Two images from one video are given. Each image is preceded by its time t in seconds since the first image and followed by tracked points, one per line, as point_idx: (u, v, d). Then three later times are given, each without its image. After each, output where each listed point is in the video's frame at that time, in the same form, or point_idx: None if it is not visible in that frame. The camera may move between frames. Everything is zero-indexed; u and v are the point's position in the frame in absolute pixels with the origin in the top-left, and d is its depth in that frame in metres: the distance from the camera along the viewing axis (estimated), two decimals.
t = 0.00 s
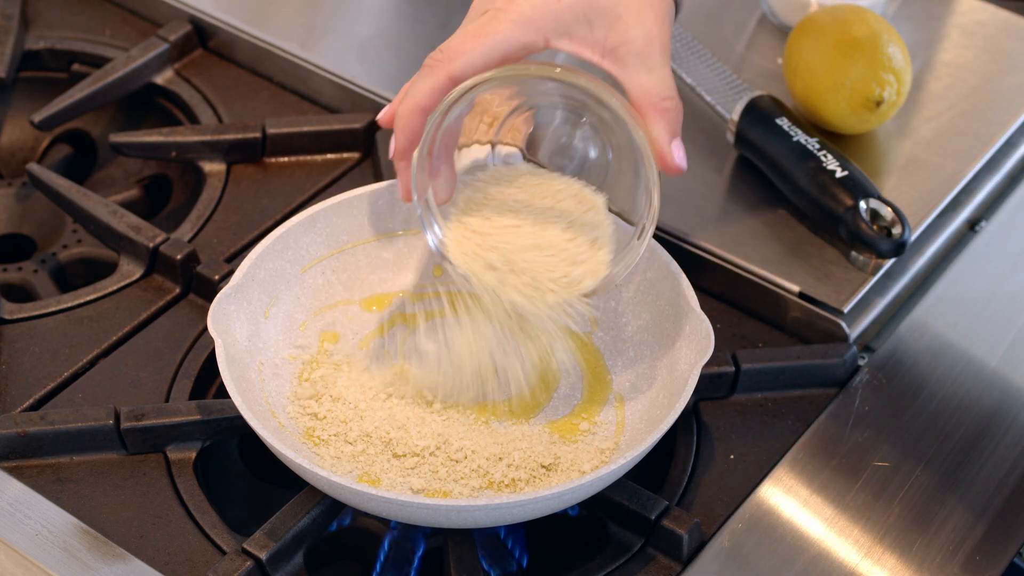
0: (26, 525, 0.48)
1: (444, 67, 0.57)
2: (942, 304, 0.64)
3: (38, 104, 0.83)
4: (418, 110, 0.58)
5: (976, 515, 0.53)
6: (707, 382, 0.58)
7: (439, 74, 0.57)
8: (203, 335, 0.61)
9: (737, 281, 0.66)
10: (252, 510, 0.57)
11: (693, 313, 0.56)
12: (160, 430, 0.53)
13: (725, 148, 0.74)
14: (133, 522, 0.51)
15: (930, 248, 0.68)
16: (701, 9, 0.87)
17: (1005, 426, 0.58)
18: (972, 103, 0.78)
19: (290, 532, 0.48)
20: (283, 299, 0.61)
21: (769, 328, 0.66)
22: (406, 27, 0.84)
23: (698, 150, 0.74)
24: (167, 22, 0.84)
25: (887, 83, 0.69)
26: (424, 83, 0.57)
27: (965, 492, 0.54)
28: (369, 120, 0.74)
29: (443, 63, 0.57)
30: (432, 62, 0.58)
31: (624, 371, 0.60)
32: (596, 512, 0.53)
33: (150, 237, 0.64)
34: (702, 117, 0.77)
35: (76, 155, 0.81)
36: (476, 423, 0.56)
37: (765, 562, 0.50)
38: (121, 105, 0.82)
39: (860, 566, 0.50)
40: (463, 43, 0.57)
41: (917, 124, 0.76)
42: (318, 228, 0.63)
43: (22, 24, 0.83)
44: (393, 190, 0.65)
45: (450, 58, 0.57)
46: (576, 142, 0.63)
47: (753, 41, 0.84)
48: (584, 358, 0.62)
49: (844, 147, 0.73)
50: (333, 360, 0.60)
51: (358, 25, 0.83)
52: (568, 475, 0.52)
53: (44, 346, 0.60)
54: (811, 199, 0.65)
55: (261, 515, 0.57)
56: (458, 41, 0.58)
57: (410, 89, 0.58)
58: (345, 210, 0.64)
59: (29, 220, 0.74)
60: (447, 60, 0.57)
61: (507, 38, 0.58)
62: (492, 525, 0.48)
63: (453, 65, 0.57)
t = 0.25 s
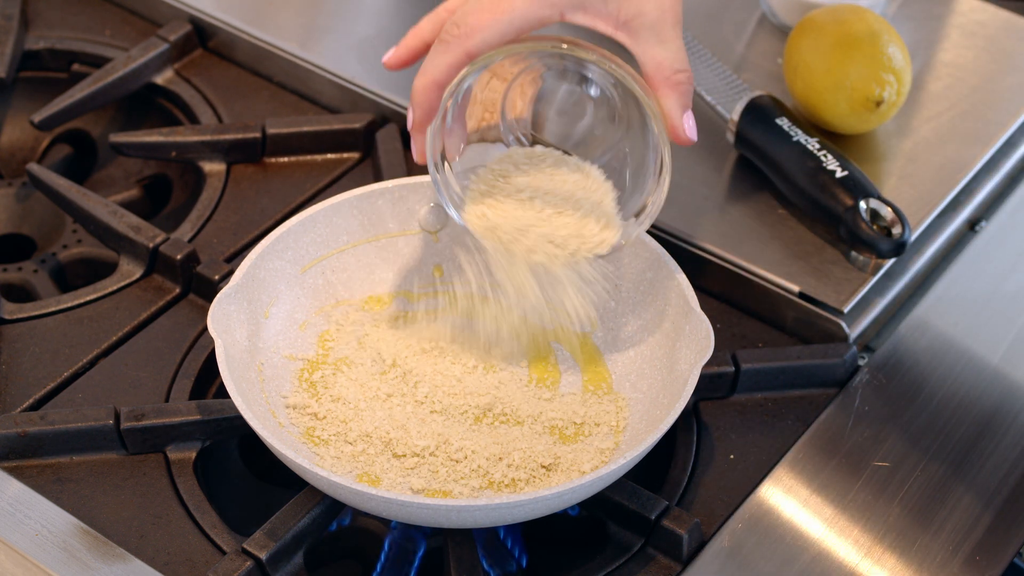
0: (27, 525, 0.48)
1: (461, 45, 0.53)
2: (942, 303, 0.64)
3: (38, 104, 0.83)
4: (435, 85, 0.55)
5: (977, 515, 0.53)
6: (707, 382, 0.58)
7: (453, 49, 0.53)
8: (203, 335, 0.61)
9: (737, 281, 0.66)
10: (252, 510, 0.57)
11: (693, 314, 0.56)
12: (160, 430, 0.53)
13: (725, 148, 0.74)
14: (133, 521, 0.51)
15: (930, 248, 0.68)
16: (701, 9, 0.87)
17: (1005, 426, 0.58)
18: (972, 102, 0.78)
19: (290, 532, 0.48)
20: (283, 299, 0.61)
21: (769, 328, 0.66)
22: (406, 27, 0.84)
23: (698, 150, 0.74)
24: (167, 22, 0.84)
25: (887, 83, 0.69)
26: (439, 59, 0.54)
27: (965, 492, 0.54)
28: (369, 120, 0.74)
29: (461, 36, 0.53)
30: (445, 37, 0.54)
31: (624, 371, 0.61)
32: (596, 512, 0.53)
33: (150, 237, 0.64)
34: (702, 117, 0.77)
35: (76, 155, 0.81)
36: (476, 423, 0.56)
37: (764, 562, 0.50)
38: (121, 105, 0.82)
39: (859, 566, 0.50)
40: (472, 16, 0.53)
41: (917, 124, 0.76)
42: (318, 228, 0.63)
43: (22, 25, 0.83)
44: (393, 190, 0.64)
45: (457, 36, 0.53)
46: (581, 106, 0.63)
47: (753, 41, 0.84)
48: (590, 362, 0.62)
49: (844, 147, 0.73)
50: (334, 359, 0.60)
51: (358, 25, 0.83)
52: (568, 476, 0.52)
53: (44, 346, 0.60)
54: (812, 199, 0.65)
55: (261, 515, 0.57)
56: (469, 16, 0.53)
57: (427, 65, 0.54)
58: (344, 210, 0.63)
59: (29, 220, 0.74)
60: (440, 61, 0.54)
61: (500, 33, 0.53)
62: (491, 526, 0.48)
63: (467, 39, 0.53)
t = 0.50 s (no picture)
0: (27, 525, 0.48)
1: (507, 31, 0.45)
2: (941, 304, 0.64)
3: (38, 104, 0.83)
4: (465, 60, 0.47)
5: (976, 515, 0.53)
6: (707, 382, 0.58)
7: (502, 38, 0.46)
8: (203, 335, 0.61)
9: (737, 281, 0.66)
10: (253, 510, 0.57)
11: (693, 313, 0.56)
12: (160, 430, 0.53)
13: (725, 148, 0.74)
14: (133, 521, 0.51)
15: (930, 248, 0.68)
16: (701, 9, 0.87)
17: (1005, 426, 0.58)
18: (972, 103, 0.78)
19: (290, 532, 0.48)
20: (283, 299, 0.61)
21: (769, 328, 0.66)
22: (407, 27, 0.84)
23: (698, 150, 0.74)
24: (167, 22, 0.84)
25: (887, 83, 0.69)
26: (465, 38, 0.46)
27: (965, 492, 0.54)
28: (369, 120, 0.74)
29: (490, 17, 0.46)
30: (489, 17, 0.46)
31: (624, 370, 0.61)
32: (596, 512, 0.53)
33: (150, 237, 0.64)
34: (702, 117, 0.77)
35: (76, 155, 0.81)
36: (476, 423, 0.56)
37: (764, 561, 0.50)
38: (121, 105, 0.82)
39: (859, 565, 0.50)
40: None
41: (917, 124, 0.76)
42: (318, 229, 0.63)
43: (22, 25, 0.83)
44: (393, 190, 0.64)
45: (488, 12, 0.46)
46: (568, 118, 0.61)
47: (753, 41, 0.84)
48: (593, 361, 0.61)
49: (844, 147, 0.73)
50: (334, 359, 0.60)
51: (358, 25, 0.83)
52: (568, 476, 0.52)
53: (44, 346, 0.60)
54: (812, 200, 0.65)
55: (261, 515, 0.57)
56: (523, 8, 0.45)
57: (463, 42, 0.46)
58: (345, 210, 0.63)
59: (29, 220, 0.74)
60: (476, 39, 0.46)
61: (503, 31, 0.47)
62: (491, 526, 0.48)
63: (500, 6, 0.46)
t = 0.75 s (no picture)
0: (26, 525, 0.48)
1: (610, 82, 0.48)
2: (941, 304, 0.64)
3: (38, 104, 0.83)
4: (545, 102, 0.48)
5: (976, 515, 0.53)
6: (707, 382, 0.58)
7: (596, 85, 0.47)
8: (203, 335, 0.61)
9: (737, 281, 0.66)
10: (253, 510, 0.57)
11: (693, 313, 0.56)
12: (160, 430, 0.53)
13: (725, 148, 0.74)
14: (133, 521, 0.51)
15: (930, 248, 0.68)
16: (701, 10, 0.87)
17: (1005, 426, 0.58)
18: (972, 102, 0.78)
19: (290, 532, 0.48)
20: (283, 299, 0.61)
21: (769, 328, 0.66)
22: (406, 27, 0.84)
23: (698, 150, 0.74)
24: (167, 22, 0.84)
25: (887, 83, 0.69)
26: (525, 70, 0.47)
27: (965, 491, 0.54)
28: (369, 119, 0.74)
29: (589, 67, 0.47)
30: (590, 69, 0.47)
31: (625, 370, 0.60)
32: (596, 512, 0.53)
33: (150, 237, 0.64)
34: (702, 117, 0.77)
35: (76, 155, 0.81)
36: (477, 423, 0.56)
37: (764, 562, 0.50)
38: (121, 105, 0.82)
39: (859, 566, 0.50)
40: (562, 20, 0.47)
41: (917, 124, 0.76)
42: (318, 229, 0.63)
43: (22, 25, 0.83)
44: (393, 190, 0.64)
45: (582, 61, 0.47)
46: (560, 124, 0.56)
47: (753, 41, 0.84)
48: (593, 361, 0.61)
49: (844, 147, 0.73)
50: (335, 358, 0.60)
51: (358, 25, 0.83)
52: (568, 476, 0.52)
53: (44, 346, 0.60)
54: (812, 200, 0.65)
55: (261, 515, 0.57)
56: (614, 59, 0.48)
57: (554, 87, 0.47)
58: (345, 210, 0.63)
59: (29, 220, 0.74)
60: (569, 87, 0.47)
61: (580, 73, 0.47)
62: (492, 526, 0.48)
63: (591, 55, 0.48)
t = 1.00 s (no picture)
0: (26, 525, 0.48)
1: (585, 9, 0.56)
2: (941, 304, 0.64)
3: (39, 104, 0.83)
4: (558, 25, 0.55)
5: (977, 515, 0.53)
6: (707, 381, 0.58)
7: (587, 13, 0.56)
8: (203, 335, 0.61)
9: (737, 282, 0.66)
10: (253, 510, 0.57)
11: (693, 313, 0.56)
12: (160, 430, 0.53)
13: (725, 148, 0.74)
14: (133, 521, 0.51)
15: (930, 248, 0.68)
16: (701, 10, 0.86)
17: (1005, 425, 0.58)
18: (972, 102, 0.78)
19: (290, 532, 0.48)
20: (283, 299, 0.61)
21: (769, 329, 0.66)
22: (406, 27, 0.84)
23: (698, 150, 0.74)
24: (167, 23, 0.84)
25: (887, 83, 0.69)
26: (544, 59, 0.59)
27: (965, 491, 0.54)
28: (369, 119, 0.74)
29: None
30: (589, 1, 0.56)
31: (625, 370, 0.60)
32: (596, 512, 0.53)
33: (150, 237, 0.64)
34: (702, 117, 0.77)
35: (76, 155, 0.81)
36: (477, 423, 0.56)
37: (764, 561, 0.50)
38: (121, 105, 0.82)
39: (859, 565, 0.50)
40: None
41: (917, 124, 0.76)
42: (318, 229, 0.63)
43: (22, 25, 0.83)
44: (393, 190, 0.64)
45: None
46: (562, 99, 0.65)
47: (753, 41, 0.84)
48: (592, 361, 0.61)
49: (844, 147, 0.73)
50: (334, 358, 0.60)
51: (358, 25, 0.83)
52: (568, 476, 0.52)
53: (44, 346, 0.60)
54: (812, 200, 0.65)
55: (261, 515, 0.57)
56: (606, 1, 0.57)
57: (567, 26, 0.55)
58: (344, 210, 0.63)
59: (29, 221, 0.74)
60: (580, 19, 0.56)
61: None
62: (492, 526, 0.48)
63: None
